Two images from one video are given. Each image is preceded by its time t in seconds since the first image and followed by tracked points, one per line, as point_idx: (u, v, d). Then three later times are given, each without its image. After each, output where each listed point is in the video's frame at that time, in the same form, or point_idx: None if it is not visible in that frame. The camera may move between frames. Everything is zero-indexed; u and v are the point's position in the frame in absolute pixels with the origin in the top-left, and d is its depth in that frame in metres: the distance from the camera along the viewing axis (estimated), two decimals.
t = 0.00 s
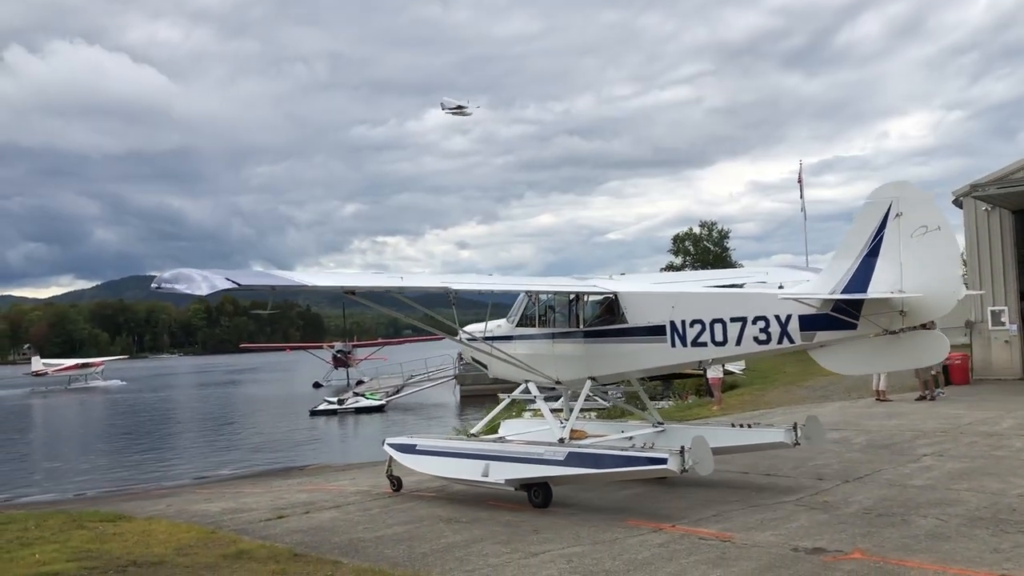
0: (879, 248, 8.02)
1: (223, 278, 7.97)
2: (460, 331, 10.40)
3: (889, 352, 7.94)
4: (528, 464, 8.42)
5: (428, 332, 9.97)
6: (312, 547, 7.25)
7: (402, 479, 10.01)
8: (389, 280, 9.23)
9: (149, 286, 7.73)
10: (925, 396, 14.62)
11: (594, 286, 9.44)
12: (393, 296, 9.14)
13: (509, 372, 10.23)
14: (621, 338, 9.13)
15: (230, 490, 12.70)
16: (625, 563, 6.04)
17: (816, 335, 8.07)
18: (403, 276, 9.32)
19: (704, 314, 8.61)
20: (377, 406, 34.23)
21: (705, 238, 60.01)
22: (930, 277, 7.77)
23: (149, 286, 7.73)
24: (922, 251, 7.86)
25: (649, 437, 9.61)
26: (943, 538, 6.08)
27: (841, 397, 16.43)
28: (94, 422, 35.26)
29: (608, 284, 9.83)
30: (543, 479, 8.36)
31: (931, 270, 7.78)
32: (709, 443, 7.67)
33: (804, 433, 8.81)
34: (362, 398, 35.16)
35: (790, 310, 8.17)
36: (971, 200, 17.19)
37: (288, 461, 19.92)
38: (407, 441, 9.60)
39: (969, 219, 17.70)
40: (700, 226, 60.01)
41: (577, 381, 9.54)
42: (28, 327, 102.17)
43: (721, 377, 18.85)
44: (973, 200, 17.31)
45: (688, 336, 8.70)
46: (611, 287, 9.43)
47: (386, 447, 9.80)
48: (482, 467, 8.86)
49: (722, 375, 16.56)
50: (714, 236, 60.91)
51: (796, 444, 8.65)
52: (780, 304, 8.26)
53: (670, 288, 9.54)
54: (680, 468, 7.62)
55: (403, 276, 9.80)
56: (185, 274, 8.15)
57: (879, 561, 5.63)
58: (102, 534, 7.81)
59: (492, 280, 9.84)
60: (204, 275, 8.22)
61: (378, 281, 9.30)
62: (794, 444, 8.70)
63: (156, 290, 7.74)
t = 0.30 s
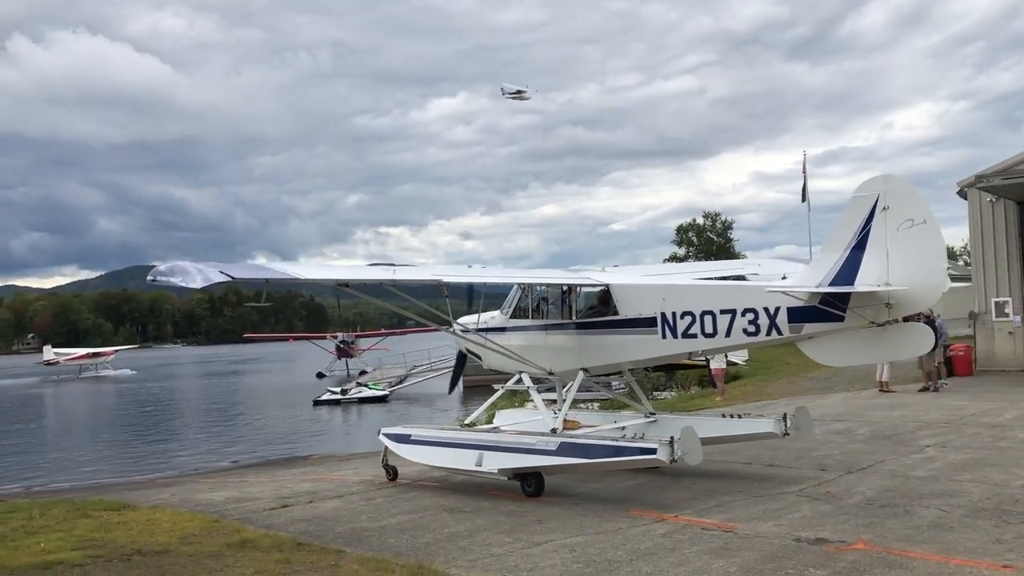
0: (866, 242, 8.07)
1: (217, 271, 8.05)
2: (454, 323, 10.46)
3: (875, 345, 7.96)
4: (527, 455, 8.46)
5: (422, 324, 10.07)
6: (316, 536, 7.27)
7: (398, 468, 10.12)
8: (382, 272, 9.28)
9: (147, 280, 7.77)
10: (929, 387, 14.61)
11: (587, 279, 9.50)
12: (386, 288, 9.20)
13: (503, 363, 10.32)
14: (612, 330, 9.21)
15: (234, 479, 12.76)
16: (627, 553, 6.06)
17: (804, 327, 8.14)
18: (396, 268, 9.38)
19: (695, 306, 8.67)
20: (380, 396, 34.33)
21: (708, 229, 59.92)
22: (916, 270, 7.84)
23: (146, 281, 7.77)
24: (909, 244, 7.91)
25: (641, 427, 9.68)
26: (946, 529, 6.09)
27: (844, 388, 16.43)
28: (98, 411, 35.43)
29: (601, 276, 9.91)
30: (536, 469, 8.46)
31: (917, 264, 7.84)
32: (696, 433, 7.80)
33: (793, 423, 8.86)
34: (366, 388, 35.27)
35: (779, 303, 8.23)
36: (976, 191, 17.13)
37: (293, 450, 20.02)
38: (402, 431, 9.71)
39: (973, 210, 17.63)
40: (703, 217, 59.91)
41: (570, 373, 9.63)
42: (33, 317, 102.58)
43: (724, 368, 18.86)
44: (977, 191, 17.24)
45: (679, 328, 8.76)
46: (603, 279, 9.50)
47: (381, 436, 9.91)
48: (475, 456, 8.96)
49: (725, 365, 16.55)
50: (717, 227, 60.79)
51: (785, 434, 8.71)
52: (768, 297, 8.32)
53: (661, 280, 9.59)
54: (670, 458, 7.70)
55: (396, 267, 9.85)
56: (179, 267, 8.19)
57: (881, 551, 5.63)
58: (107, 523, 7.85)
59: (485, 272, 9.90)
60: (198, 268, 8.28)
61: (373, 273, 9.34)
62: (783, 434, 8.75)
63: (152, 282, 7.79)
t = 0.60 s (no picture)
0: (854, 234, 8.19)
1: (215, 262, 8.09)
2: (448, 315, 10.53)
3: (862, 337, 8.08)
4: (528, 446, 8.48)
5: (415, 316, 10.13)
6: (319, 526, 7.30)
7: (394, 459, 10.20)
8: (377, 264, 9.30)
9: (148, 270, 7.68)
10: (932, 378, 14.57)
11: (580, 272, 9.57)
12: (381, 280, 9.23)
13: (497, 355, 10.40)
14: (605, 322, 9.33)
15: (238, 469, 12.79)
16: (630, 544, 6.07)
17: (793, 319, 8.21)
18: (390, 261, 9.40)
19: (685, 298, 8.73)
20: (383, 386, 34.42)
21: (712, 221, 59.78)
22: (903, 262, 7.95)
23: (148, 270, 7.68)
24: (896, 237, 8.02)
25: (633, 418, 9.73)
26: (949, 520, 6.09)
27: (847, 379, 16.42)
28: (102, 401, 35.55)
29: (594, 269, 10.00)
30: (529, 459, 8.58)
31: (904, 256, 7.95)
32: (687, 423, 7.78)
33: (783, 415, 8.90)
34: (369, 378, 35.34)
35: (768, 295, 8.27)
36: (980, 182, 17.05)
37: (297, 441, 20.09)
38: (397, 421, 9.83)
39: (977, 202, 17.56)
40: (707, 208, 59.76)
41: (563, 364, 9.76)
42: (37, 307, 102.92)
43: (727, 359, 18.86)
44: (982, 182, 17.17)
45: (670, 319, 8.83)
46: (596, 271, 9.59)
47: (376, 426, 10.02)
48: (469, 447, 9.07)
49: (728, 357, 16.53)
50: (721, 219, 60.65)
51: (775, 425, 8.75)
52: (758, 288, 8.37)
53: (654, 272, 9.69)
54: (660, 447, 7.72)
55: (391, 259, 9.93)
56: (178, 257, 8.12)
57: (884, 543, 5.64)
58: (111, 512, 7.88)
59: (480, 264, 9.96)
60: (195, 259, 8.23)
61: (368, 265, 9.36)
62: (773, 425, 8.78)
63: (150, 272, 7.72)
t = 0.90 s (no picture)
0: (842, 226, 8.35)
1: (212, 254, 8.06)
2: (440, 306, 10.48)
3: (850, 328, 8.22)
4: (529, 436, 8.48)
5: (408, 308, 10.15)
6: (323, 517, 7.32)
7: (389, 449, 10.29)
8: (371, 256, 9.30)
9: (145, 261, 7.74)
10: (935, 370, 14.58)
11: (572, 264, 9.63)
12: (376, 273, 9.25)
13: (491, 346, 10.46)
14: (597, 313, 9.38)
15: (243, 460, 12.82)
16: (633, 535, 6.07)
17: (782, 310, 8.34)
18: (384, 253, 9.41)
19: (676, 290, 8.83)
20: (386, 378, 34.49)
21: (715, 212, 59.59)
22: (890, 253, 8.12)
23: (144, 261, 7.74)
24: (882, 229, 8.20)
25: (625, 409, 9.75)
26: (952, 511, 6.08)
27: (851, 371, 16.38)
28: (107, 392, 35.61)
29: (587, 261, 10.03)
30: (522, 449, 8.64)
31: (891, 248, 8.13)
32: (679, 412, 7.83)
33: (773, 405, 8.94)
34: (372, 370, 35.39)
35: (758, 286, 8.41)
36: (984, 173, 16.96)
37: (301, 432, 20.12)
38: (392, 412, 9.92)
39: (981, 193, 17.48)
40: (710, 199, 59.58)
41: (556, 355, 9.81)
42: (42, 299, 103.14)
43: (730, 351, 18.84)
44: (986, 174, 17.09)
45: (661, 311, 8.94)
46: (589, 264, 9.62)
47: (371, 419, 10.13)
48: (463, 437, 9.15)
49: (731, 348, 16.52)
50: (724, 210, 60.47)
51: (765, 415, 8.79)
52: (747, 280, 8.48)
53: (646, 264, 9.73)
54: (651, 436, 7.86)
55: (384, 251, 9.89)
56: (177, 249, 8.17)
57: (887, 533, 5.64)
58: (115, 503, 7.90)
59: (473, 257, 9.96)
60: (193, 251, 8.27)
61: (363, 257, 9.36)
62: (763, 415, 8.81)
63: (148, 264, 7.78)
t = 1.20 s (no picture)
0: (830, 217, 8.33)
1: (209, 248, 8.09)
2: (436, 298, 10.65)
3: (838, 318, 8.31)
4: (531, 427, 8.49)
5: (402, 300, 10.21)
6: (327, 508, 7.34)
7: (385, 440, 10.40)
8: (365, 249, 9.32)
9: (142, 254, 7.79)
10: (939, 360, 14.56)
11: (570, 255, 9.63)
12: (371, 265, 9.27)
13: (485, 338, 10.55)
14: (590, 304, 9.44)
15: (249, 451, 12.87)
16: (636, 525, 6.08)
17: (771, 301, 8.41)
18: (378, 246, 9.44)
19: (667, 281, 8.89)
20: (391, 369, 34.58)
21: (719, 202, 59.42)
22: (878, 245, 8.09)
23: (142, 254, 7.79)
24: (871, 220, 8.17)
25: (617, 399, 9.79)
26: (957, 501, 6.07)
27: (855, 361, 16.35)
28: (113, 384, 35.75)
29: (581, 252, 10.07)
30: (516, 438, 8.73)
31: (878, 239, 8.10)
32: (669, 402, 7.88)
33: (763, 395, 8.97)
34: (377, 361, 35.46)
35: (748, 278, 8.49)
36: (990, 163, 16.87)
37: (306, 422, 20.18)
38: (387, 403, 10.00)
39: (986, 182, 17.40)
40: (714, 189, 59.41)
41: (549, 346, 9.90)
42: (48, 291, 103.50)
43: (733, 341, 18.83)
44: (991, 163, 17.00)
45: (653, 302, 8.99)
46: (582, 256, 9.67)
47: (367, 408, 10.18)
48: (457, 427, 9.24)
49: (734, 339, 16.50)
50: (728, 201, 60.31)
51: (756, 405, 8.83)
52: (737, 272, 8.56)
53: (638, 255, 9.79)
54: (643, 425, 7.91)
55: (379, 244, 9.96)
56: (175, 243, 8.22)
57: (891, 524, 5.63)
58: (121, 494, 7.94)
59: (468, 249, 10.01)
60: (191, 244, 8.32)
61: (358, 249, 9.37)
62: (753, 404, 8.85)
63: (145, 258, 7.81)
